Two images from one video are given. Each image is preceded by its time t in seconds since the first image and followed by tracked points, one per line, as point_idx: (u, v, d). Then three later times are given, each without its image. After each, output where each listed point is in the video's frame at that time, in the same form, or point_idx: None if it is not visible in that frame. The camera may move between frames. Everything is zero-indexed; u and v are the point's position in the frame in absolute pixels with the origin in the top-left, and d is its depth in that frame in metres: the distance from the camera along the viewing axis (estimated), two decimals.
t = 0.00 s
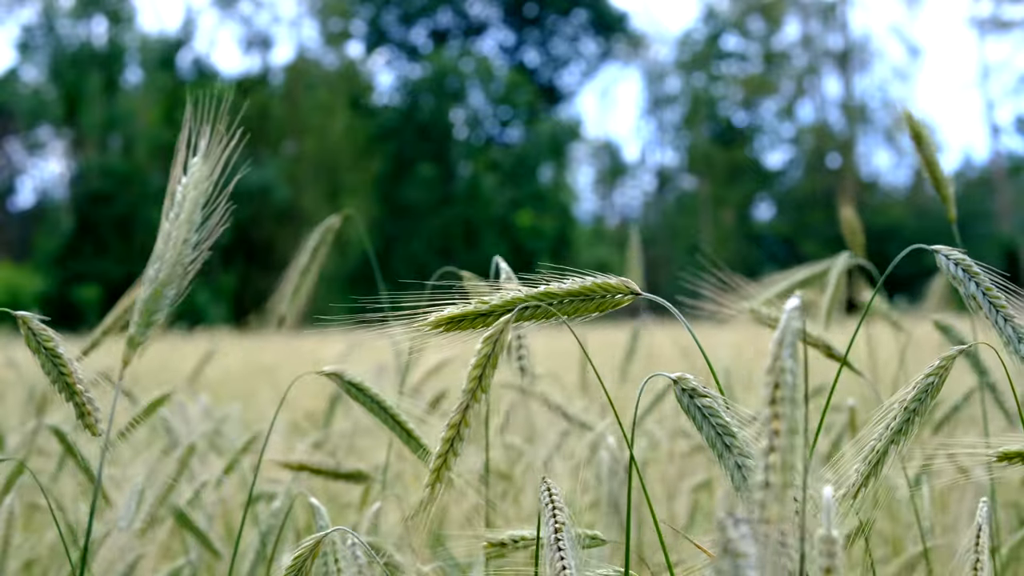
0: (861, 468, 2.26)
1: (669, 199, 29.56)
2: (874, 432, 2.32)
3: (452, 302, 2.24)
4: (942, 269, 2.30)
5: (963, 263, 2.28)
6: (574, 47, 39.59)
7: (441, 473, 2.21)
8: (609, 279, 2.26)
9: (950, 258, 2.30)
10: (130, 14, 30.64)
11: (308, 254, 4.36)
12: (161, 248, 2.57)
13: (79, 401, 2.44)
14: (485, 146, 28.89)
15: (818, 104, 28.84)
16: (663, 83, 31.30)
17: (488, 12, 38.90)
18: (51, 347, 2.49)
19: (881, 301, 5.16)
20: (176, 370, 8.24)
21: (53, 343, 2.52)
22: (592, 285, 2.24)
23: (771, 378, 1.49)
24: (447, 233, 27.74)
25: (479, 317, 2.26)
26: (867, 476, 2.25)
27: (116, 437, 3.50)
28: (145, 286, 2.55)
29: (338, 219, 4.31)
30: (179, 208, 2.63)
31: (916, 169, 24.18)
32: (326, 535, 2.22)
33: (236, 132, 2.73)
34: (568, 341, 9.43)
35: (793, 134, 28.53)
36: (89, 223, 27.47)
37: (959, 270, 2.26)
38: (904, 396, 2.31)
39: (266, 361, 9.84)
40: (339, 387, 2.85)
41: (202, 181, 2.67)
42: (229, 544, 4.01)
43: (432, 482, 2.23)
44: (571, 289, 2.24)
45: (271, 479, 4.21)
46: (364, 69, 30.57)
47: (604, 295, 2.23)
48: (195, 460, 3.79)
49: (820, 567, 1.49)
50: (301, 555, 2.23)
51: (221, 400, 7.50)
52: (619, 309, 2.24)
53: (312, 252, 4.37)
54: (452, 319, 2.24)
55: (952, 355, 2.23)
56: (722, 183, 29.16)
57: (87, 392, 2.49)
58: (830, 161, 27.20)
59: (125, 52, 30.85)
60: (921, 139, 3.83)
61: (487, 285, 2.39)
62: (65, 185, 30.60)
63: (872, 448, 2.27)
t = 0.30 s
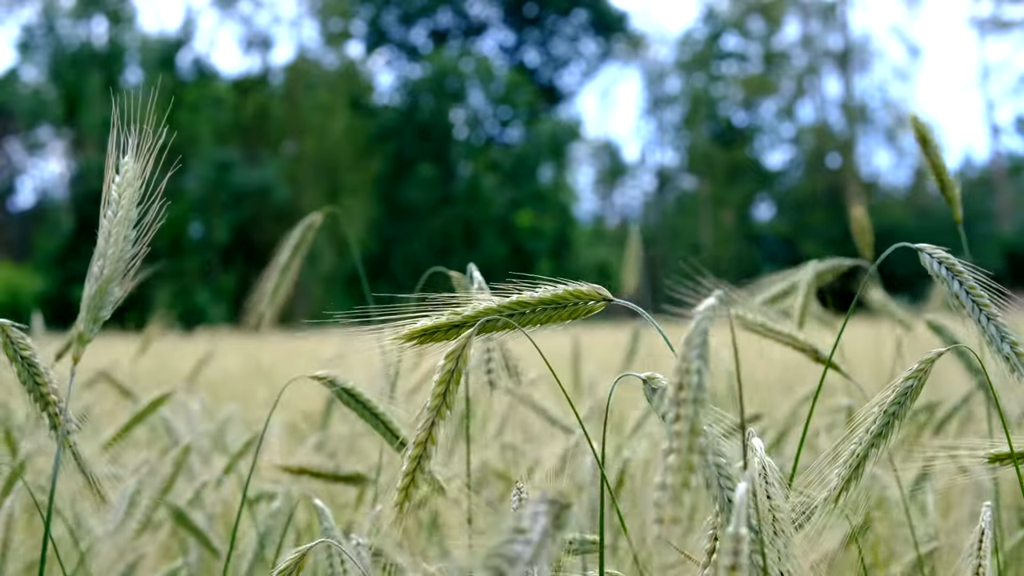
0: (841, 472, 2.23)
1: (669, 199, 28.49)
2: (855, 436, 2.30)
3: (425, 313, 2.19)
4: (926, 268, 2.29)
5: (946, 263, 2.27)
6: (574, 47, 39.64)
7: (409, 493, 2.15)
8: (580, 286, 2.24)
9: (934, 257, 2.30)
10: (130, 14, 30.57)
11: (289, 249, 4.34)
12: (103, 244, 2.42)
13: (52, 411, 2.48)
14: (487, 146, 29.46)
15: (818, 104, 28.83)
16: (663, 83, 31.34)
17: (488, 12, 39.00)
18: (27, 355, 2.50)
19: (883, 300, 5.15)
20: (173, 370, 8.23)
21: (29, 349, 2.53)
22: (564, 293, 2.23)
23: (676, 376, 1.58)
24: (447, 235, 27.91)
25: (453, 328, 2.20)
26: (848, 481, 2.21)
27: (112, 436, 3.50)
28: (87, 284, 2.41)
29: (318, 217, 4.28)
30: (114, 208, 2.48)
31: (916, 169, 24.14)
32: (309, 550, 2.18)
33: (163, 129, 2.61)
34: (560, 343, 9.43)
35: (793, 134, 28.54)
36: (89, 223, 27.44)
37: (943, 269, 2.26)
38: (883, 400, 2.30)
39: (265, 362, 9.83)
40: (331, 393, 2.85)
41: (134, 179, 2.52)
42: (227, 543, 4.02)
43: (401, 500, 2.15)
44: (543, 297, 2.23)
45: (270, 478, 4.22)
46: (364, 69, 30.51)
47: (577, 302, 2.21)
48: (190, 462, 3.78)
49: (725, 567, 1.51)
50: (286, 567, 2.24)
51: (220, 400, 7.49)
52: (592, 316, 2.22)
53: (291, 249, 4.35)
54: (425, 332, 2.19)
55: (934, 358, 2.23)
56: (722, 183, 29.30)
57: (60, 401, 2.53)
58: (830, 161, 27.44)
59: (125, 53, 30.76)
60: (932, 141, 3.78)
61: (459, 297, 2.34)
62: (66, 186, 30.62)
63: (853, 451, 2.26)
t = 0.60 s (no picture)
0: (846, 469, 2.24)
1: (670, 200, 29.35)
2: (860, 433, 2.30)
3: (443, 301, 2.21)
4: (922, 266, 2.28)
5: (942, 262, 2.26)
6: (574, 47, 39.61)
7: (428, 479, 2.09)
8: (599, 279, 2.23)
9: (929, 256, 2.29)
10: (130, 14, 30.55)
11: (289, 245, 4.35)
12: (99, 239, 2.34)
13: (27, 417, 2.48)
14: (486, 146, 29.26)
15: (818, 105, 28.80)
16: (664, 83, 31.31)
17: (488, 12, 39.02)
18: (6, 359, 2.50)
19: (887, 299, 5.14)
20: (175, 370, 8.22)
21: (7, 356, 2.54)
22: (582, 285, 2.21)
23: (627, 377, 1.64)
24: (447, 235, 27.85)
25: (472, 317, 2.23)
26: (853, 479, 2.22)
27: (112, 433, 3.50)
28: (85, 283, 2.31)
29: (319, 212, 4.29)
30: (112, 202, 2.41)
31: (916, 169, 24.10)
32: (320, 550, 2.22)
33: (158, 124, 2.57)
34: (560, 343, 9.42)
35: (794, 134, 28.52)
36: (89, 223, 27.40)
37: (937, 267, 2.25)
38: (888, 397, 2.30)
39: (267, 361, 9.83)
40: (334, 397, 2.83)
41: (130, 174, 2.48)
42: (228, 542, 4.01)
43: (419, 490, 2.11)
44: (559, 290, 2.23)
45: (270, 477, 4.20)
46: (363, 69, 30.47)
47: (596, 296, 2.19)
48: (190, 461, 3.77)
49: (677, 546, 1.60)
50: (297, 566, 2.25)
51: (220, 400, 7.49)
52: (609, 310, 2.20)
53: (291, 244, 4.35)
54: (445, 319, 2.21)
55: (935, 354, 2.22)
56: (722, 183, 29.23)
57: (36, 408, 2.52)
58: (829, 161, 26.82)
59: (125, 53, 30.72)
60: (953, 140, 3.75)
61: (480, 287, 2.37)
62: (66, 186, 30.59)
63: (858, 448, 2.26)
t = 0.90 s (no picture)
0: (873, 467, 2.25)
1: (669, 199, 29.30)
2: (886, 430, 2.31)
3: (476, 292, 2.22)
4: (948, 269, 2.31)
5: (967, 265, 2.28)
6: (574, 47, 39.59)
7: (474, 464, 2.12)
8: (626, 274, 2.25)
9: (955, 260, 2.32)
10: (130, 14, 30.59)
11: (297, 245, 4.33)
12: (137, 244, 2.50)
13: (22, 412, 2.53)
14: (486, 146, 29.19)
15: (818, 104, 28.79)
16: (663, 83, 31.32)
17: (488, 13, 39.07)
18: None
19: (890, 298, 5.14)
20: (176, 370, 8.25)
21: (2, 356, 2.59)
22: (610, 280, 2.23)
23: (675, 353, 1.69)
24: (446, 235, 27.86)
25: (503, 309, 2.23)
26: (879, 477, 2.23)
27: (112, 435, 3.51)
28: (119, 285, 2.48)
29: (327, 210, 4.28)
30: (152, 205, 2.56)
31: (916, 169, 24.08)
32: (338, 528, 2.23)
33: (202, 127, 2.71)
34: (563, 343, 9.41)
35: (793, 133, 28.53)
36: (89, 223, 27.39)
37: (962, 271, 2.27)
38: (913, 394, 2.30)
39: (268, 361, 9.85)
40: (330, 393, 2.86)
41: (170, 178, 2.61)
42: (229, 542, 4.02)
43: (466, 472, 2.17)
44: (590, 283, 2.23)
45: (270, 477, 4.22)
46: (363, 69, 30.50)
47: (622, 290, 2.21)
48: (191, 461, 3.78)
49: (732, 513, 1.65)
50: (312, 547, 2.27)
51: (220, 400, 7.51)
52: (637, 304, 2.22)
53: (301, 244, 4.33)
54: (477, 310, 2.21)
55: (960, 352, 2.23)
56: (722, 183, 29.03)
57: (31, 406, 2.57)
58: (829, 161, 27.28)
59: (125, 53, 30.70)
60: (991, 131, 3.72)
61: (509, 279, 2.38)
62: (65, 186, 30.65)
63: (884, 445, 2.26)
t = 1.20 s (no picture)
0: (869, 465, 2.24)
1: (669, 198, 29.20)
2: (882, 428, 2.30)
3: (481, 294, 2.24)
4: (968, 266, 2.31)
5: (989, 261, 2.28)
6: (574, 47, 39.54)
7: (469, 465, 2.23)
8: (627, 275, 2.25)
9: (976, 256, 2.31)
10: (130, 14, 30.57)
11: (307, 248, 4.37)
12: (187, 256, 2.47)
13: (37, 404, 2.56)
14: (486, 146, 29.22)
15: (818, 105, 28.75)
16: (663, 83, 31.28)
17: (488, 12, 39.07)
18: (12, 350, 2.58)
19: (889, 298, 5.10)
20: (176, 369, 8.25)
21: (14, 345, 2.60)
22: (611, 280, 2.23)
23: (740, 358, 1.61)
24: (446, 236, 27.87)
25: (508, 309, 2.26)
26: (876, 474, 2.22)
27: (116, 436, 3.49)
28: (167, 293, 2.43)
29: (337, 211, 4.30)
30: (203, 218, 2.51)
31: (916, 169, 24.03)
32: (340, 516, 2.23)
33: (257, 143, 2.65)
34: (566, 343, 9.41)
35: (794, 134, 28.49)
36: (89, 223, 27.40)
37: (985, 267, 2.25)
38: (910, 392, 2.31)
39: (267, 360, 9.87)
40: (341, 385, 2.80)
41: (224, 195, 2.53)
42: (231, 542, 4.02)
43: (462, 470, 2.22)
44: (591, 284, 2.23)
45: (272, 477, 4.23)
46: (363, 69, 30.50)
47: (624, 290, 2.21)
48: (196, 461, 3.77)
49: (810, 516, 1.64)
50: (315, 534, 2.26)
51: (220, 399, 7.52)
52: (637, 305, 2.22)
53: (312, 244, 4.37)
54: (483, 311, 2.24)
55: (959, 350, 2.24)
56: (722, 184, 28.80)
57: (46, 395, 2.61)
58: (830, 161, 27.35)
59: (125, 53, 30.67)
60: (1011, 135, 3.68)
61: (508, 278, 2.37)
62: (65, 186, 30.68)
63: (880, 444, 2.25)
